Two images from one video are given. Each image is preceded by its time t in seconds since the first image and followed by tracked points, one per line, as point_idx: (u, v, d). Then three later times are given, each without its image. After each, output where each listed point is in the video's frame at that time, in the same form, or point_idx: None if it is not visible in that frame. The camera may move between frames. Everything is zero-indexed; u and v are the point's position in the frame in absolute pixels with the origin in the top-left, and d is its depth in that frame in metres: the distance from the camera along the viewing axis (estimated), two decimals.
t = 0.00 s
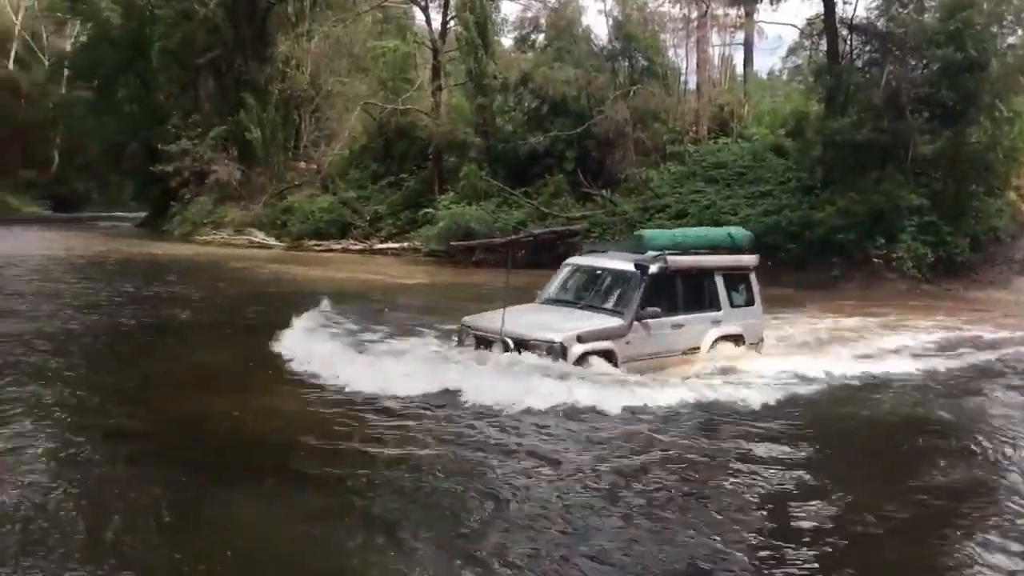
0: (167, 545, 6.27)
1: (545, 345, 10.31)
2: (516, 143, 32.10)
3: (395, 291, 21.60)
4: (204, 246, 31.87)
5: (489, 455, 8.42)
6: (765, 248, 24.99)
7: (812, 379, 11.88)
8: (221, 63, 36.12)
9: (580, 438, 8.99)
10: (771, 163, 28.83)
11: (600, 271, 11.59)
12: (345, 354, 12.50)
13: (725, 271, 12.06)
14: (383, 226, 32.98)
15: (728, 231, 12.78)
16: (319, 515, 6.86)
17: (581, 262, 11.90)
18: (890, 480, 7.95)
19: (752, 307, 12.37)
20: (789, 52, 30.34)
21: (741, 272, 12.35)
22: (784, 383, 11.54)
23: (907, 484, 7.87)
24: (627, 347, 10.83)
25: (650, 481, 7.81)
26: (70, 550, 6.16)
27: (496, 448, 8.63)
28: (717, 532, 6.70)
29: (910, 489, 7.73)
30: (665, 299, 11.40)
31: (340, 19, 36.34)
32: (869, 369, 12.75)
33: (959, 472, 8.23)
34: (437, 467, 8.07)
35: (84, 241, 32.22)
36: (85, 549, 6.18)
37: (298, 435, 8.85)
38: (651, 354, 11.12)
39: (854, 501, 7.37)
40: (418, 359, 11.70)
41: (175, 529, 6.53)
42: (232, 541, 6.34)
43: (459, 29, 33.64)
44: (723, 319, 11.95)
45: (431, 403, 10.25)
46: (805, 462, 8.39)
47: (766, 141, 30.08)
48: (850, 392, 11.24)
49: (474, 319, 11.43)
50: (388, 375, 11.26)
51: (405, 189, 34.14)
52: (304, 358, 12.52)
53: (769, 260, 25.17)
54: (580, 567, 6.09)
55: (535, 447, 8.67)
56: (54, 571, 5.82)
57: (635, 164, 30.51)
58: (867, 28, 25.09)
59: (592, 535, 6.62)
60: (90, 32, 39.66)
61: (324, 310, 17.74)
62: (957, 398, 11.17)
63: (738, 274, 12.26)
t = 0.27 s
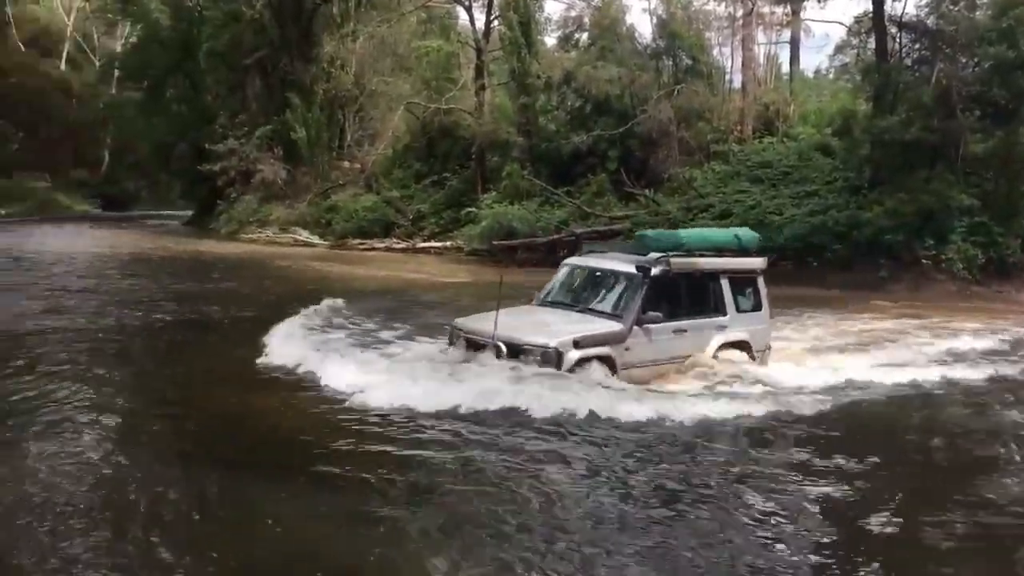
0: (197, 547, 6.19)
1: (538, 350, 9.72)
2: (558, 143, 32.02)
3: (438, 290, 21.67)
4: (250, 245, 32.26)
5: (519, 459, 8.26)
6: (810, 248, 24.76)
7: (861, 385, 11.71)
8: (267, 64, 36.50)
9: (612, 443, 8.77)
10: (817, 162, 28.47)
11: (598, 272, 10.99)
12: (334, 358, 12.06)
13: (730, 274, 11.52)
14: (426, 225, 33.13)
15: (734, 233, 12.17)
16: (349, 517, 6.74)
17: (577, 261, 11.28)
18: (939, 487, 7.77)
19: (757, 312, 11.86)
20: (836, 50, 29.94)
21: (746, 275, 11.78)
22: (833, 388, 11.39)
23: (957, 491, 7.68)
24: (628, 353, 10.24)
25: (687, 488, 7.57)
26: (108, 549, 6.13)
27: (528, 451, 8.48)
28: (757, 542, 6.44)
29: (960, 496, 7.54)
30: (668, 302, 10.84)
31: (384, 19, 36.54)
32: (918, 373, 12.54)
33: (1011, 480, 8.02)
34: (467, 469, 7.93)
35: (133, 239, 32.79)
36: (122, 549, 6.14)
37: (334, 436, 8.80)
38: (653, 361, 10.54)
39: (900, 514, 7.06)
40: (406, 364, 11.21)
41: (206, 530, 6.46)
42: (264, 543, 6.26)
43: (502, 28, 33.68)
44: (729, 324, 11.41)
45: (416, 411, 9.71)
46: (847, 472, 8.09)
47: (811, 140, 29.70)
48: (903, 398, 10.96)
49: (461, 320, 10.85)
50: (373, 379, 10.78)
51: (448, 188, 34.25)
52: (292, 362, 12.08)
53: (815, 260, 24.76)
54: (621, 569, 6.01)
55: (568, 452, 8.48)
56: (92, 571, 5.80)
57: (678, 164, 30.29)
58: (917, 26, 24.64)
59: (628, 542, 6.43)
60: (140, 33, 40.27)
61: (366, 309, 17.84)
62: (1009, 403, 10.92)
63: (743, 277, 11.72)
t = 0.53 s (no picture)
0: (251, 547, 6.19)
1: (532, 356, 9.38)
2: (609, 142, 31.84)
3: (488, 288, 21.71)
4: (303, 242, 32.63)
5: (564, 461, 8.16)
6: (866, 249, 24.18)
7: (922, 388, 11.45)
8: (320, 63, 36.86)
9: (659, 447, 8.65)
10: (873, 160, 27.95)
11: (601, 274, 10.61)
12: (337, 359, 11.83)
13: (737, 278, 11.10)
14: (476, 224, 33.23)
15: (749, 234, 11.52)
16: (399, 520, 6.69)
17: (580, 262, 10.94)
18: (1001, 497, 7.54)
19: (771, 317, 11.44)
20: (893, 46, 29.37)
21: (754, 279, 11.31)
22: (892, 393, 11.17)
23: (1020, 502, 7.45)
24: (626, 359, 9.91)
25: (741, 495, 7.41)
26: (165, 548, 6.16)
27: (575, 453, 8.38)
28: (817, 553, 6.26)
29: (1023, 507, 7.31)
30: (673, 307, 10.47)
31: (436, 18, 36.66)
32: (979, 377, 12.23)
33: None
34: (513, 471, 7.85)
35: (189, 237, 33.38)
36: (179, 548, 6.17)
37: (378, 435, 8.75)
38: (655, 368, 10.21)
39: (964, 527, 6.84)
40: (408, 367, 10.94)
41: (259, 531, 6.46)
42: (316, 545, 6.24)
43: (553, 27, 33.62)
44: (738, 329, 11.03)
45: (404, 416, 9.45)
46: (906, 480, 7.86)
47: (867, 138, 29.18)
48: (962, 405, 10.68)
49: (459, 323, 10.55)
50: (369, 381, 10.51)
51: (499, 187, 34.30)
52: (293, 362, 11.88)
53: (871, 261, 24.28)
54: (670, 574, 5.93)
55: (617, 455, 8.37)
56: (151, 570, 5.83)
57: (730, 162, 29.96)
58: (977, 21, 24.06)
59: (684, 551, 6.30)
60: (197, 33, 40.91)
61: (416, 307, 17.92)
62: None
63: (751, 281, 11.27)
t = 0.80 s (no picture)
0: (304, 550, 6.13)
1: (523, 363, 8.75)
2: (668, 139, 31.56)
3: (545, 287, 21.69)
4: (361, 240, 32.96)
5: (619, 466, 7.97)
6: (932, 248, 23.51)
7: (996, 392, 11.11)
8: (379, 63, 37.15)
9: (717, 452, 8.41)
10: (940, 157, 27.25)
11: (604, 273, 9.99)
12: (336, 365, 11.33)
13: (750, 277, 10.45)
14: (533, 222, 33.26)
15: (761, 230, 10.84)
16: (452, 526, 6.57)
17: (583, 261, 10.30)
18: None
19: (789, 318, 10.78)
20: (962, 39, 28.62)
21: (769, 279, 10.66)
22: (964, 396, 10.85)
23: None
24: (629, 366, 9.28)
25: (805, 507, 7.15)
26: (221, 548, 6.14)
27: (630, 458, 8.18)
28: (886, 570, 5.99)
29: None
30: (681, 309, 9.81)
31: (494, 17, 36.73)
32: None
33: None
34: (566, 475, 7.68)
35: (250, 235, 33.97)
36: (234, 549, 6.14)
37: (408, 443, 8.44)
38: (660, 374, 9.59)
39: None
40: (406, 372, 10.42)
41: (313, 534, 6.40)
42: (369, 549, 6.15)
43: (611, 24, 33.46)
44: (753, 332, 10.38)
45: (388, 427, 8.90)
46: (977, 494, 7.53)
47: (935, 134, 28.44)
48: None
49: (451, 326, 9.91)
50: (361, 387, 10.00)
51: (555, 185, 34.29)
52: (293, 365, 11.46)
53: (936, 260, 23.49)
54: None
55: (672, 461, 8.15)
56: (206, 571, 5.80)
57: (791, 160, 29.47)
58: None
59: (745, 564, 6.09)
60: (259, 34, 41.53)
61: (474, 304, 17.95)
62: None
63: (765, 281, 10.62)
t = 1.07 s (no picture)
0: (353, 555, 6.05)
1: (514, 373, 8.15)
2: (730, 137, 31.16)
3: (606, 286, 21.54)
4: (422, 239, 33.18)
5: (678, 471, 7.75)
6: (1005, 247, 22.73)
7: None
8: (440, 62, 37.32)
9: (780, 457, 8.18)
10: (1015, 154, 26.38)
11: (607, 275, 9.32)
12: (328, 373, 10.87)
13: (768, 278, 9.62)
14: (594, 221, 33.13)
15: (781, 228, 10.10)
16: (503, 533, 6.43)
17: (590, 261, 9.66)
18: None
19: (812, 322, 9.92)
20: None
21: (789, 280, 9.82)
22: None
23: None
24: (630, 376, 8.58)
25: (872, 519, 6.86)
26: (272, 551, 6.10)
27: (689, 462, 7.94)
28: None
29: None
30: (688, 313, 9.04)
31: (555, 15, 36.69)
32: None
33: None
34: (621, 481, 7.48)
35: (312, 233, 34.43)
36: (285, 552, 6.09)
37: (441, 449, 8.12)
38: (664, 384, 8.86)
39: None
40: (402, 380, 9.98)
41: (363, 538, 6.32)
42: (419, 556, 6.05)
43: (673, 21, 33.17)
44: (770, 337, 9.58)
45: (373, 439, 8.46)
46: None
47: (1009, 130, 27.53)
48: None
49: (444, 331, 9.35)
50: (350, 395, 9.55)
51: (616, 184, 34.11)
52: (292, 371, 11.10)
53: (1009, 260, 22.65)
54: None
55: (734, 467, 7.90)
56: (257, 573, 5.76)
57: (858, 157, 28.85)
58: None
59: None
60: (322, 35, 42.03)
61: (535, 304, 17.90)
62: None
63: (785, 282, 9.77)
